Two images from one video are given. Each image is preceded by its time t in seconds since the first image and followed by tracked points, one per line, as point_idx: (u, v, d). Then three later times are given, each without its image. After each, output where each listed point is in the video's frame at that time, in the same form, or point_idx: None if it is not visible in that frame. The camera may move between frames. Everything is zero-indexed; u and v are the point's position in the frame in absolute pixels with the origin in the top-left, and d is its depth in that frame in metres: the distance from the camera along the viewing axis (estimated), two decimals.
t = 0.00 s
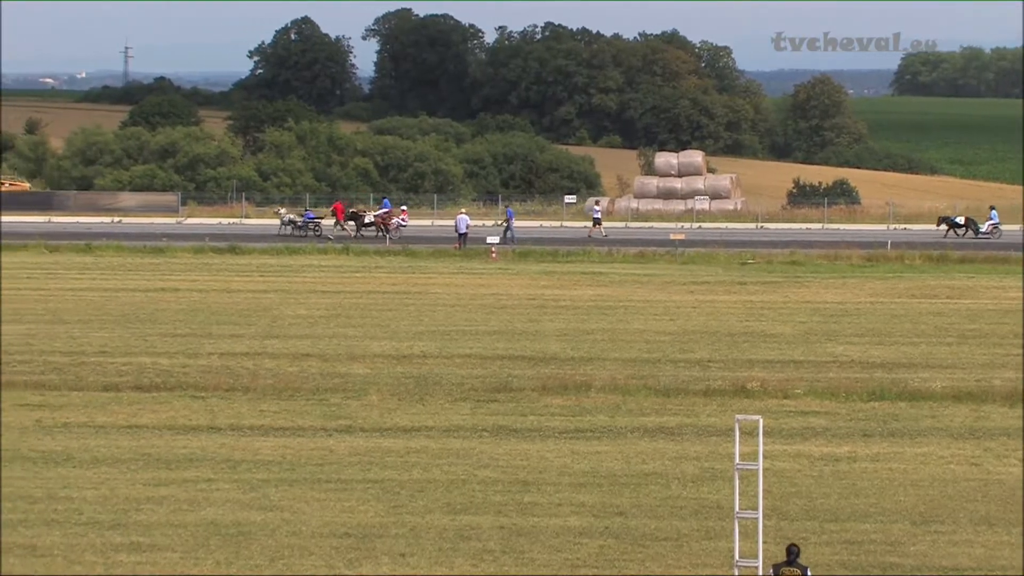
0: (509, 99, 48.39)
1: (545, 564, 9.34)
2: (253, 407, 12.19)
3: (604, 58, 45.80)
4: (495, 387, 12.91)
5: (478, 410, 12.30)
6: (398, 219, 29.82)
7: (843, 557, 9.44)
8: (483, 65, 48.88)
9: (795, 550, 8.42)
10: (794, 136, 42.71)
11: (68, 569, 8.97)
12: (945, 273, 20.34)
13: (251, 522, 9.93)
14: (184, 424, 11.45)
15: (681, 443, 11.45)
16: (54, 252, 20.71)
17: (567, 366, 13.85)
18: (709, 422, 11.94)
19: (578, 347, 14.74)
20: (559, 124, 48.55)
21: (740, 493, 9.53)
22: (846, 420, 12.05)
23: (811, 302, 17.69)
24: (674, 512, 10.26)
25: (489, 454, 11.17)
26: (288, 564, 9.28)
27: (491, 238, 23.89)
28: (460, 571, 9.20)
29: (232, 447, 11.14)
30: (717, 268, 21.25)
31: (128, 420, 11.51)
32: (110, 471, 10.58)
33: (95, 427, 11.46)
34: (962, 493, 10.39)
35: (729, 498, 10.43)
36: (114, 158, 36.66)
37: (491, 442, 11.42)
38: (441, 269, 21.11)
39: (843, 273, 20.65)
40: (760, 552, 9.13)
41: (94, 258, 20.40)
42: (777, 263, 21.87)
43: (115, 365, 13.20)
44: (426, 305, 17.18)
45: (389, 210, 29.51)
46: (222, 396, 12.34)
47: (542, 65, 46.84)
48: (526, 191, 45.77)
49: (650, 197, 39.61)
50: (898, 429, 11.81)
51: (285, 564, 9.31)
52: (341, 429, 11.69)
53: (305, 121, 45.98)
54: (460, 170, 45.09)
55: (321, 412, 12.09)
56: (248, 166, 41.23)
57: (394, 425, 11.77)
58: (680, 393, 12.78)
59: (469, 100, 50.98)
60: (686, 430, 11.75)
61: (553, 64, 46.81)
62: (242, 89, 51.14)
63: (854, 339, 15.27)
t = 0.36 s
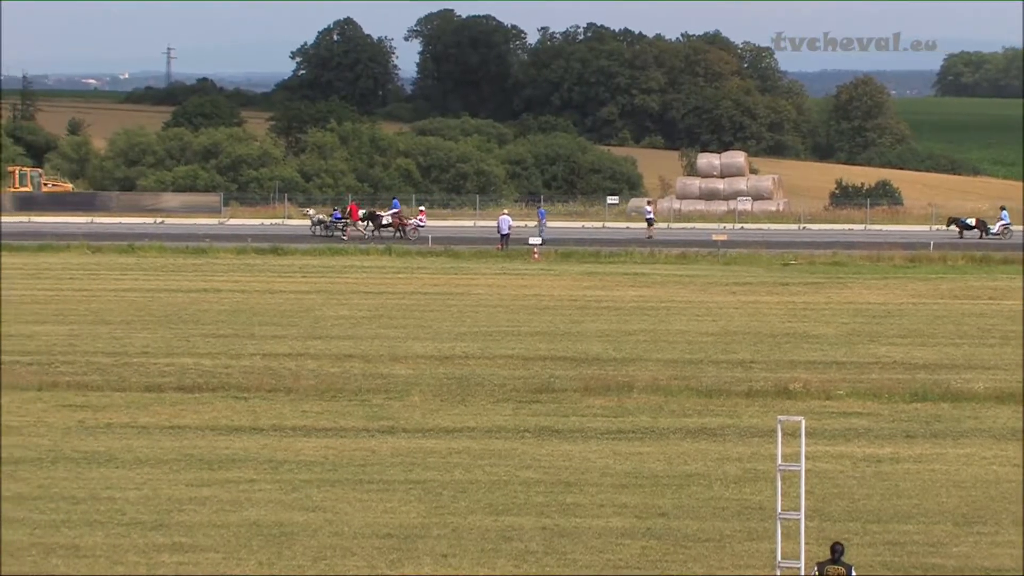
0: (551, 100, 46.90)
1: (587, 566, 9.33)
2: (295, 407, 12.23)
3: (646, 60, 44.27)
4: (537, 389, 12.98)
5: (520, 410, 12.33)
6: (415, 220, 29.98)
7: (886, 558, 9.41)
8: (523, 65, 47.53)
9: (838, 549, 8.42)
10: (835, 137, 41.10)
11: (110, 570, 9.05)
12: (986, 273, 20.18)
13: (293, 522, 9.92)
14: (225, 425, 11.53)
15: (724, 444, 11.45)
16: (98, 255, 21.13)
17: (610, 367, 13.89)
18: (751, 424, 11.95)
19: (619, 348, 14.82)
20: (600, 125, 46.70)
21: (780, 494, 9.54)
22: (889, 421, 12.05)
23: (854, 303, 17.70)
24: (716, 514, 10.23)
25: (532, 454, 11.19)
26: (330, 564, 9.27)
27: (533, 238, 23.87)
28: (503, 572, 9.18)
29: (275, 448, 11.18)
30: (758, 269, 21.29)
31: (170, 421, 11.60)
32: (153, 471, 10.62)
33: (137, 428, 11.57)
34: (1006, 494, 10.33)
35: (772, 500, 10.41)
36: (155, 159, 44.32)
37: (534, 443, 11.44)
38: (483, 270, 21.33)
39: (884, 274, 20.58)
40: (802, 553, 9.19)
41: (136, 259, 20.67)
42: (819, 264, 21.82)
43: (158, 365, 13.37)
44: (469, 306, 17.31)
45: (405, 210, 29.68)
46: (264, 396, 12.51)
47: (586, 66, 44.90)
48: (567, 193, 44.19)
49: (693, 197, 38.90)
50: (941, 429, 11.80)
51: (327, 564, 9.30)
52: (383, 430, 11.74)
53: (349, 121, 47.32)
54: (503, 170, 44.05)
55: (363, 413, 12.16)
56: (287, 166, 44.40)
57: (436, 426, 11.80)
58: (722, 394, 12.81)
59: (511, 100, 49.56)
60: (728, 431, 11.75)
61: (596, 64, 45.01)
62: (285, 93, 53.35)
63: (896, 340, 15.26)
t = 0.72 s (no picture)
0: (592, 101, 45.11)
1: (628, 568, 9.33)
2: (336, 408, 12.26)
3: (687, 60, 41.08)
4: (577, 390, 13.02)
5: (560, 412, 12.37)
6: (431, 221, 29.90)
7: (926, 560, 9.40)
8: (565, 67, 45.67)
9: (876, 546, 8.45)
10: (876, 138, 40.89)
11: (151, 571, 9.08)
12: None
13: (334, 523, 9.92)
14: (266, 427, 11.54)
15: (764, 446, 11.45)
16: (140, 257, 21.44)
17: (650, 368, 13.91)
18: (791, 425, 11.96)
19: (660, 349, 14.85)
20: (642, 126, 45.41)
21: (819, 496, 9.53)
22: (930, 423, 12.04)
23: (894, 304, 17.70)
24: (756, 515, 10.22)
25: (572, 456, 11.21)
26: (370, 566, 9.27)
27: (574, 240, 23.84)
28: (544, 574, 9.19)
29: (315, 449, 11.22)
30: (799, 271, 21.28)
31: (211, 423, 11.66)
32: (193, 472, 10.63)
33: (179, 429, 11.66)
34: None
35: (812, 501, 10.38)
36: (196, 160, 44.32)
37: (574, 445, 11.47)
38: (524, 271, 21.41)
39: (924, 276, 20.53)
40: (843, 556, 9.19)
41: (176, 261, 20.85)
42: (861, 266, 21.76)
43: (198, 366, 13.45)
44: (510, 307, 17.37)
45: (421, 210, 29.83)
46: (305, 397, 12.60)
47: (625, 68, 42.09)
48: (608, 192, 45.33)
49: (733, 199, 40.06)
50: (982, 431, 11.77)
51: (367, 566, 9.30)
52: (424, 431, 11.74)
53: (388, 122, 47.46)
54: (542, 171, 45.04)
55: (404, 415, 12.18)
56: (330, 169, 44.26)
57: (477, 428, 11.82)
58: (762, 395, 12.83)
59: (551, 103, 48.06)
60: (768, 432, 11.76)
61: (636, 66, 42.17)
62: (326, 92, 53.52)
63: (937, 341, 15.26)
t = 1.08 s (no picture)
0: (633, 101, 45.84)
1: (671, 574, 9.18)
2: (374, 412, 12.15)
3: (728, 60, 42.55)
4: (618, 394, 12.92)
5: (601, 416, 12.26)
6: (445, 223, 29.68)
7: (973, 566, 9.24)
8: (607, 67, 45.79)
9: (922, 549, 8.26)
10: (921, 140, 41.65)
11: None
12: None
13: (372, 529, 9.78)
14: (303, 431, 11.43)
15: (807, 451, 11.32)
16: (177, 259, 21.45)
17: (691, 372, 13.81)
18: (834, 429, 11.84)
19: (702, 352, 14.76)
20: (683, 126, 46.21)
21: (864, 500, 9.38)
22: (975, 427, 11.89)
23: (938, 307, 17.57)
24: (799, 521, 10.06)
25: (611, 461, 11.09)
26: (409, 571, 9.12)
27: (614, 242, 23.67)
28: None
29: (353, 453, 11.11)
30: (843, 273, 21.13)
31: (247, 427, 11.56)
32: (230, 477, 10.51)
33: (214, 433, 11.59)
34: None
35: (856, 506, 10.23)
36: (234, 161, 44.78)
37: (615, 449, 11.36)
38: (564, 274, 21.32)
39: (969, 279, 20.34)
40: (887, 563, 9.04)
41: (211, 264, 20.84)
42: (906, 269, 21.56)
43: (234, 370, 13.36)
44: (550, 310, 17.30)
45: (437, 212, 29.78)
46: (343, 401, 12.51)
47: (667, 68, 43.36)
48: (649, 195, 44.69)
49: (776, 200, 39.45)
50: None
51: (405, 571, 9.15)
52: (463, 435, 11.62)
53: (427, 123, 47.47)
54: (583, 173, 44.56)
55: (443, 419, 12.07)
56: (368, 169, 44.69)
57: (516, 432, 11.70)
58: (805, 399, 12.73)
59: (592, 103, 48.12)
60: (811, 437, 11.63)
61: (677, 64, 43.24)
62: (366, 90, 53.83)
63: (983, 345, 15.12)
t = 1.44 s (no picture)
0: (676, 99, 48.11)
1: None
2: (410, 417, 11.94)
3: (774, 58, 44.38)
4: (660, 399, 12.71)
5: (642, 421, 12.05)
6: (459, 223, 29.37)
7: None
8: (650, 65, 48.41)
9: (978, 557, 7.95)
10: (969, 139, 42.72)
11: None
12: None
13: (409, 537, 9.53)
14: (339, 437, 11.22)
15: (854, 457, 11.08)
16: (211, 261, 21.30)
17: (735, 376, 13.59)
18: (882, 435, 11.63)
19: (746, 356, 14.55)
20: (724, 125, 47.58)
21: (914, 507, 9.12)
22: None
23: (989, 310, 17.32)
24: (846, 528, 9.79)
25: (653, 467, 10.86)
26: None
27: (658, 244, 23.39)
28: None
29: (389, 459, 10.89)
30: (892, 275, 20.89)
31: (282, 432, 11.35)
32: (264, 483, 10.26)
33: (248, 438, 11.38)
34: None
35: (903, 513, 9.99)
36: (267, 160, 44.48)
37: (657, 455, 11.13)
38: (606, 275, 21.10)
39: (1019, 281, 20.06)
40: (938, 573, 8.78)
41: (246, 266, 20.68)
42: (955, 271, 21.27)
43: (268, 374, 13.17)
44: (592, 313, 17.10)
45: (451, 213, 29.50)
46: (380, 406, 12.31)
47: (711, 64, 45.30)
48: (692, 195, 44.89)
49: (822, 200, 38.14)
50: None
51: None
52: (502, 441, 11.41)
53: (465, 122, 47.96)
54: (625, 172, 44.59)
55: (482, 424, 11.85)
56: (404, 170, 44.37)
57: (557, 437, 11.49)
58: (852, 404, 12.50)
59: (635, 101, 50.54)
60: (859, 443, 11.41)
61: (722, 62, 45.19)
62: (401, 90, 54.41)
63: None
